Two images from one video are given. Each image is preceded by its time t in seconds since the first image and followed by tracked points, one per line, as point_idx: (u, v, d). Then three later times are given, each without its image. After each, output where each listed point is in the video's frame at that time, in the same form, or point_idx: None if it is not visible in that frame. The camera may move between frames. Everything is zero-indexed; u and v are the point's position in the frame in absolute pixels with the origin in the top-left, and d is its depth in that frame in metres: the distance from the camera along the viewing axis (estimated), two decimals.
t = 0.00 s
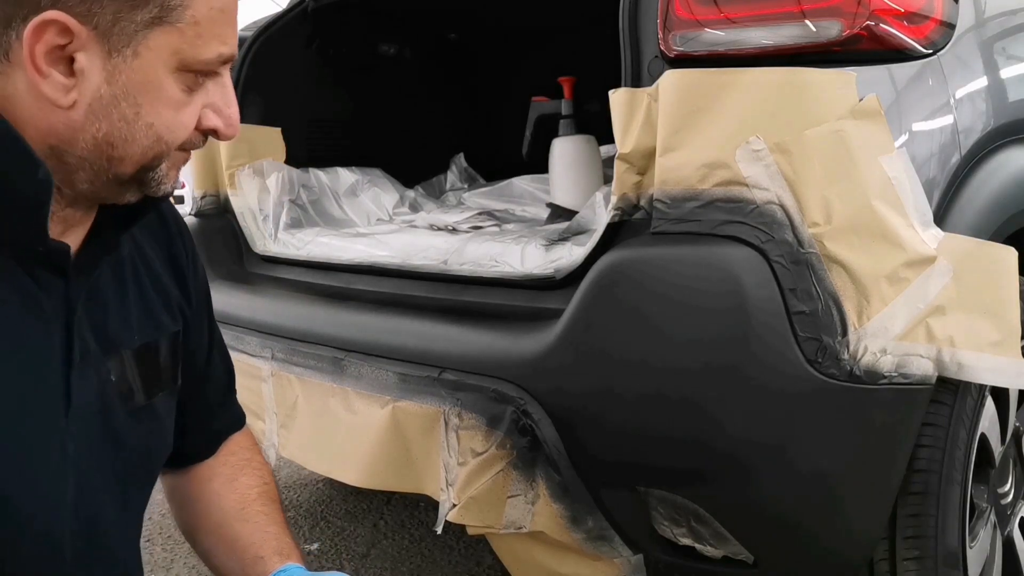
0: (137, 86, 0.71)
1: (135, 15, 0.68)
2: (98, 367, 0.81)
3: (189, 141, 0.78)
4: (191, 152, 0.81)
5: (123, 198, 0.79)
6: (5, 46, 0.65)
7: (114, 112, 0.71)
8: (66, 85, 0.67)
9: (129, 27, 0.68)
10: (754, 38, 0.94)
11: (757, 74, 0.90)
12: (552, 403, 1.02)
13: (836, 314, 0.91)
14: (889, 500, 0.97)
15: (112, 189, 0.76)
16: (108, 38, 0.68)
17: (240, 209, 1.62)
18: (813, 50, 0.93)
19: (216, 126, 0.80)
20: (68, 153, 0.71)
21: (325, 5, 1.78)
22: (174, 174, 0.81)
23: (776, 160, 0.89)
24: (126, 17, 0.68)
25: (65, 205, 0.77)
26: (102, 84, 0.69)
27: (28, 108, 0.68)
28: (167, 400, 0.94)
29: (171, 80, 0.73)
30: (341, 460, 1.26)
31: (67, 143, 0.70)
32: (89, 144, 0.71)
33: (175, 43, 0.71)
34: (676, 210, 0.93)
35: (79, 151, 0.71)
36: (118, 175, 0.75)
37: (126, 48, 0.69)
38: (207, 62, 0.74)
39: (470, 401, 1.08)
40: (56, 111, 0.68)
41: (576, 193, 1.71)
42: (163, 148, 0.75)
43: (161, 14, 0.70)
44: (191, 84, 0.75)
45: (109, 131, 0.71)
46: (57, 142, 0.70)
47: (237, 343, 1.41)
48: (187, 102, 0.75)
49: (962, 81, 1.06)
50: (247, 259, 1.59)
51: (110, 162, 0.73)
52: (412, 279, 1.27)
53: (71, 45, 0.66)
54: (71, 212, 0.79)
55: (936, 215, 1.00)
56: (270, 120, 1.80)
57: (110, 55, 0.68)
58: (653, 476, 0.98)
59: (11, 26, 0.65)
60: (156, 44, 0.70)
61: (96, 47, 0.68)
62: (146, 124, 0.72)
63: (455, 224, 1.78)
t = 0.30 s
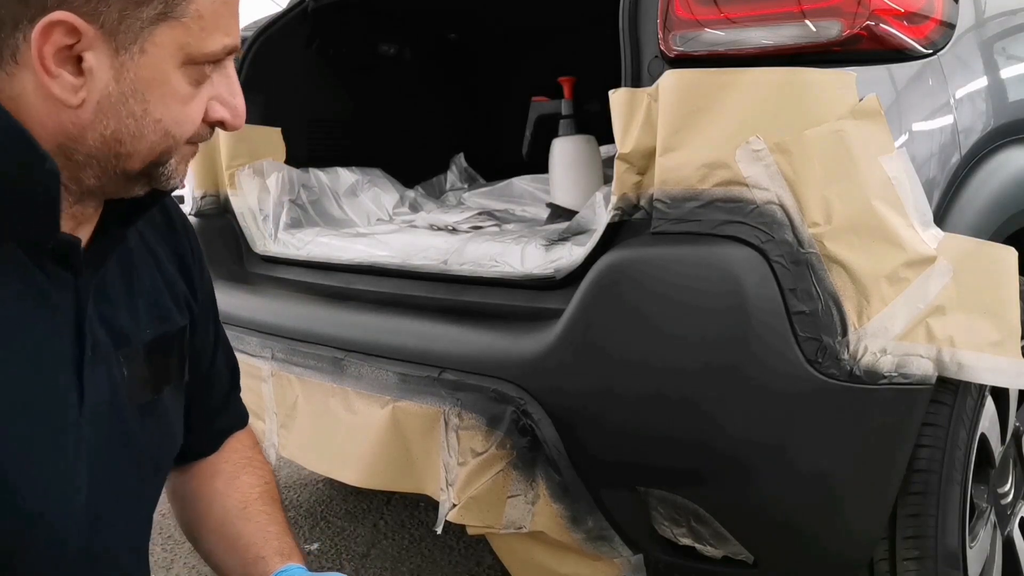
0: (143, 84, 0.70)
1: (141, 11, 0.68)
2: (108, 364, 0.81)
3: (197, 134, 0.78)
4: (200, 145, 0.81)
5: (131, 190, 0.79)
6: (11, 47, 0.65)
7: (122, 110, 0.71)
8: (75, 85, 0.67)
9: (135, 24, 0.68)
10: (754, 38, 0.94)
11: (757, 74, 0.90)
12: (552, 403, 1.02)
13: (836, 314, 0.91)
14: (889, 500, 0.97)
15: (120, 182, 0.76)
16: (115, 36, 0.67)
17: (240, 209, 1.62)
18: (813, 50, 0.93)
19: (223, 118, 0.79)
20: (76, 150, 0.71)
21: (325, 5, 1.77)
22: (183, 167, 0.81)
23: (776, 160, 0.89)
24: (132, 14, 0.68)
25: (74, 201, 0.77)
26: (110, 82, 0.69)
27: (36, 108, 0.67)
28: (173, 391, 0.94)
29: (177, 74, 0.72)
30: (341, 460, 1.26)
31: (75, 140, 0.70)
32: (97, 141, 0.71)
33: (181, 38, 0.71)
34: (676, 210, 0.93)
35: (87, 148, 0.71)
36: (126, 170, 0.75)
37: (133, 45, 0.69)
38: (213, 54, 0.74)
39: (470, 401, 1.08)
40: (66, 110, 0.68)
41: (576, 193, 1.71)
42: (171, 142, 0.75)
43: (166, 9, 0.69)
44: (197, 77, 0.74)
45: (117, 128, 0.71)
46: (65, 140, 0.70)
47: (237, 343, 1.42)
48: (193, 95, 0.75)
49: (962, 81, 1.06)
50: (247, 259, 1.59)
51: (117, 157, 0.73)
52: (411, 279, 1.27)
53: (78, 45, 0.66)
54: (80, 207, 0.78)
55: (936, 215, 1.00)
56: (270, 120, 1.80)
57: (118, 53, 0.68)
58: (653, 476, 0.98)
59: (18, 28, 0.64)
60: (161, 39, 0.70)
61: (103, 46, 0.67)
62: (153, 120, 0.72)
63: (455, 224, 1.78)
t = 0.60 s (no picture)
0: (169, 81, 0.70)
1: (158, 7, 0.68)
2: (124, 368, 0.81)
3: (222, 127, 0.79)
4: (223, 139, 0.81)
5: (162, 192, 0.79)
6: (31, 58, 0.64)
7: (151, 110, 0.71)
8: (103, 91, 0.67)
9: (154, 22, 0.68)
10: (754, 38, 0.94)
11: (757, 74, 0.90)
12: (552, 403, 1.02)
13: (836, 314, 0.91)
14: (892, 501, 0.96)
15: (152, 185, 0.77)
16: (137, 37, 0.67)
17: (239, 209, 1.60)
18: (813, 51, 0.93)
19: (245, 107, 0.80)
20: (108, 157, 0.71)
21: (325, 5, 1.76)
22: (210, 163, 0.81)
23: (776, 160, 0.90)
24: (151, 12, 0.67)
25: (103, 211, 0.77)
26: (136, 85, 0.69)
27: (67, 121, 0.68)
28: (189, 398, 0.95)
29: (200, 70, 0.72)
30: (341, 460, 1.26)
31: (106, 147, 0.70)
32: (129, 146, 0.71)
33: (199, 31, 0.71)
34: (676, 210, 0.93)
35: (119, 155, 0.71)
36: (159, 172, 0.75)
37: (155, 44, 0.69)
38: (229, 44, 0.74)
39: (470, 401, 1.08)
40: (95, 118, 0.68)
41: (576, 193, 1.71)
42: (201, 140, 0.75)
43: (181, 4, 0.69)
44: (217, 70, 0.74)
45: (149, 130, 0.71)
46: (96, 148, 0.70)
47: (238, 343, 1.42)
48: (216, 89, 0.75)
49: (962, 81, 1.06)
50: (246, 259, 1.58)
51: (150, 160, 0.73)
52: (411, 278, 1.27)
53: (101, 50, 0.66)
54: (109, 216, 0.78)
55: (935, 215, 1.00)
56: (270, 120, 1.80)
57: (141, 53, 0.68)
58: (654, 476, 0.98)
59: (38, 39, 0.64)
60: (181, 35, 0.70)
61: (127, 48, 0.67)
62: (182, 118, 0.73)
63: (455, 224, 1.78)
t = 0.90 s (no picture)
0: (147, 100, 0.69)
1: (140, 25, 0.66)
2: (110, 374, 0.78)
3: (216, 145, 0.76)
4: (222, 158, 0.79)
5: (149, 208, 0.77)
6: (13, 68, 0.65)
7: (127, 128, 0.69)
8: (77, 104, 0.67)
9: (134, 39, 0.66)
10: (754, 38, 0.94)
11: (757, 74, 0.90)
12: (552, 403, 1.01)
13: (836, 314, 0.91)
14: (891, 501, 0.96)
15: (136, 202, 0.75)
16: (115, 53, 0.66)
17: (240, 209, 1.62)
18: (813, 50, 0.93)
19: (244, 128, 0.77)
20: (84, 171, 0.70)
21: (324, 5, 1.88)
22: (205, 183, 0.78)
23: (776, 160, 0.90)
24: (131, 29, 0.66)
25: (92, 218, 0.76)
26: (112, 102, 0.68)
27: (47, 131, 0.68)
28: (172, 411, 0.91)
29: (185, 88, 0.70)
30: (341, 460, 1.26)
31: (82, 161, 0.70)
32: (103, 162, 0.70)
33: (185, 50, 0.69)
34: (676, 210, 0.93)
35: (95, 169, 0.70)
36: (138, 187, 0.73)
37: (134, 61, 0.67)
38: (221, 64, 0.71)
39: (470, 401, 1.09)
40: (71, 131, 0.68)
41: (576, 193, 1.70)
42: (182, 161, 0.73)
43: (167, 22, 0.67)
44: (208, 89, 0.72)
45: (124, 145, 0.70)
46: (72, 162, 0.70)
47: (239, 344, 1.43)
48: (204, 110, 0.72)
49: (962, 81, 1.06)
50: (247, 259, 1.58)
51: (125, 176, 0.71)
52: (406, 279, 1.26)
53: (78, 64, 0.66)
54: (99, 224, 0.77)
55: (935, 215, 1.00)
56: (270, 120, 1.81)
57: (118, 70, 0.67)
58: (654, 476, 0.98)
59: (16, 47, 0.65)
60: (166, 53, 0.68)
61: (104, 64, 0.66)
62: (158, 137, 0.70)
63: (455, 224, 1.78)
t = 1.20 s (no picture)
0: None
1: None
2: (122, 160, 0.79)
3: None
4: None
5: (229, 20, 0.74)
6: None
7: None
8: None
9: None
10: (754, 38, 0.94)
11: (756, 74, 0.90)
12: (553, 403, 1.02)
13: (836, 314, 0.91)
14: (891, 500, 0.96)
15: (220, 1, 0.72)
16: None
17: (240, 209, 1.64)
18: (812, 51, 0.93)
19: None
20: None
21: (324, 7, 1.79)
22: None
23: (776, 160, 0.90)
24: None
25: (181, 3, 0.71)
26: None
27: None
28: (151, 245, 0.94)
29: None
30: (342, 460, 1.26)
31: None
32: None
33: None
34: (676, 210, 0.93)
35: None
36: None
37: None
38: None
39: (470, 401, 1.09)
40: None
41: (576, 193, 1.71)
42: None
43: None
44: None
45: None
46: None
47: (238, 343, 1.42)
48: None
49: (962, 81, 1.06)
50: (247, 259, 1.59)
51: None
52: (412, 279, 1.27)
53: None
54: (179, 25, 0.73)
55: (935, 214, 1.00)
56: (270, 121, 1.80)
57: None
58: (653, 476, 0.98)
59: None
60: None
61: None
62: None
63: (455, 224, 1.78)
